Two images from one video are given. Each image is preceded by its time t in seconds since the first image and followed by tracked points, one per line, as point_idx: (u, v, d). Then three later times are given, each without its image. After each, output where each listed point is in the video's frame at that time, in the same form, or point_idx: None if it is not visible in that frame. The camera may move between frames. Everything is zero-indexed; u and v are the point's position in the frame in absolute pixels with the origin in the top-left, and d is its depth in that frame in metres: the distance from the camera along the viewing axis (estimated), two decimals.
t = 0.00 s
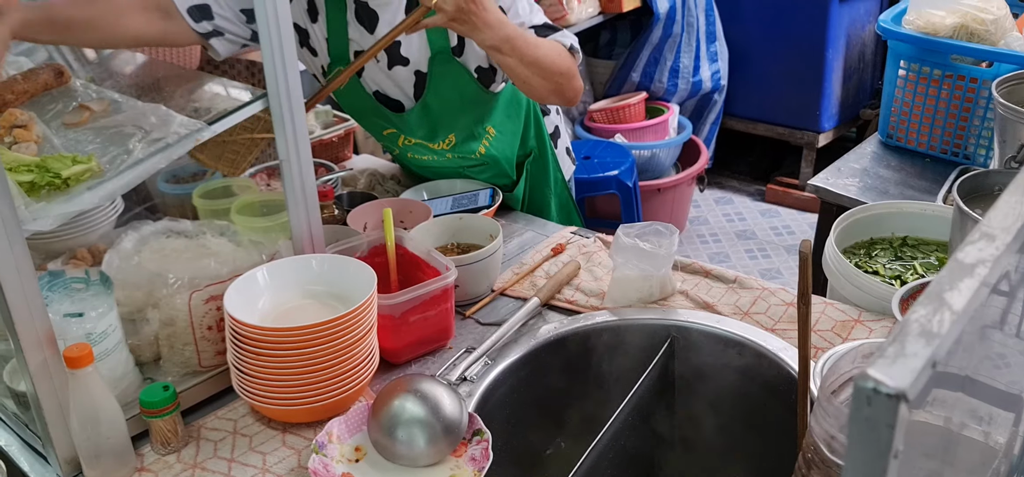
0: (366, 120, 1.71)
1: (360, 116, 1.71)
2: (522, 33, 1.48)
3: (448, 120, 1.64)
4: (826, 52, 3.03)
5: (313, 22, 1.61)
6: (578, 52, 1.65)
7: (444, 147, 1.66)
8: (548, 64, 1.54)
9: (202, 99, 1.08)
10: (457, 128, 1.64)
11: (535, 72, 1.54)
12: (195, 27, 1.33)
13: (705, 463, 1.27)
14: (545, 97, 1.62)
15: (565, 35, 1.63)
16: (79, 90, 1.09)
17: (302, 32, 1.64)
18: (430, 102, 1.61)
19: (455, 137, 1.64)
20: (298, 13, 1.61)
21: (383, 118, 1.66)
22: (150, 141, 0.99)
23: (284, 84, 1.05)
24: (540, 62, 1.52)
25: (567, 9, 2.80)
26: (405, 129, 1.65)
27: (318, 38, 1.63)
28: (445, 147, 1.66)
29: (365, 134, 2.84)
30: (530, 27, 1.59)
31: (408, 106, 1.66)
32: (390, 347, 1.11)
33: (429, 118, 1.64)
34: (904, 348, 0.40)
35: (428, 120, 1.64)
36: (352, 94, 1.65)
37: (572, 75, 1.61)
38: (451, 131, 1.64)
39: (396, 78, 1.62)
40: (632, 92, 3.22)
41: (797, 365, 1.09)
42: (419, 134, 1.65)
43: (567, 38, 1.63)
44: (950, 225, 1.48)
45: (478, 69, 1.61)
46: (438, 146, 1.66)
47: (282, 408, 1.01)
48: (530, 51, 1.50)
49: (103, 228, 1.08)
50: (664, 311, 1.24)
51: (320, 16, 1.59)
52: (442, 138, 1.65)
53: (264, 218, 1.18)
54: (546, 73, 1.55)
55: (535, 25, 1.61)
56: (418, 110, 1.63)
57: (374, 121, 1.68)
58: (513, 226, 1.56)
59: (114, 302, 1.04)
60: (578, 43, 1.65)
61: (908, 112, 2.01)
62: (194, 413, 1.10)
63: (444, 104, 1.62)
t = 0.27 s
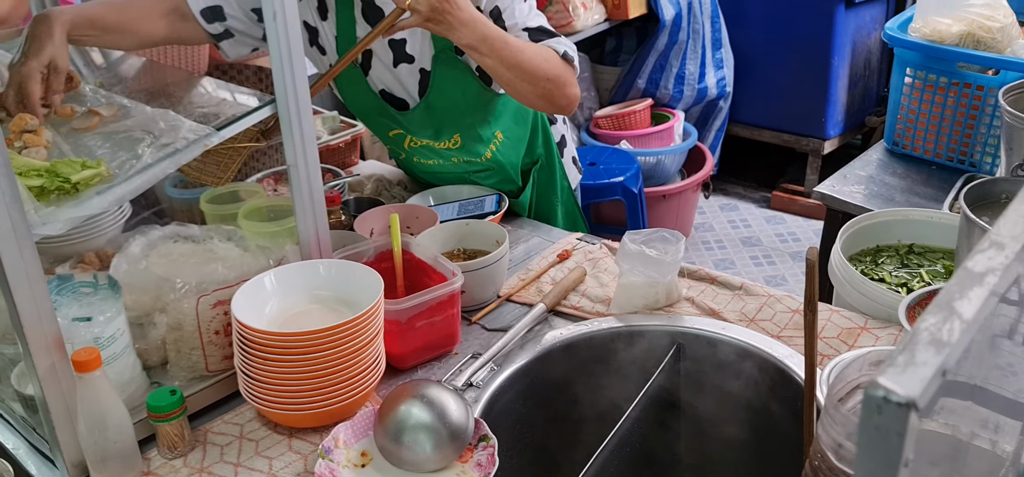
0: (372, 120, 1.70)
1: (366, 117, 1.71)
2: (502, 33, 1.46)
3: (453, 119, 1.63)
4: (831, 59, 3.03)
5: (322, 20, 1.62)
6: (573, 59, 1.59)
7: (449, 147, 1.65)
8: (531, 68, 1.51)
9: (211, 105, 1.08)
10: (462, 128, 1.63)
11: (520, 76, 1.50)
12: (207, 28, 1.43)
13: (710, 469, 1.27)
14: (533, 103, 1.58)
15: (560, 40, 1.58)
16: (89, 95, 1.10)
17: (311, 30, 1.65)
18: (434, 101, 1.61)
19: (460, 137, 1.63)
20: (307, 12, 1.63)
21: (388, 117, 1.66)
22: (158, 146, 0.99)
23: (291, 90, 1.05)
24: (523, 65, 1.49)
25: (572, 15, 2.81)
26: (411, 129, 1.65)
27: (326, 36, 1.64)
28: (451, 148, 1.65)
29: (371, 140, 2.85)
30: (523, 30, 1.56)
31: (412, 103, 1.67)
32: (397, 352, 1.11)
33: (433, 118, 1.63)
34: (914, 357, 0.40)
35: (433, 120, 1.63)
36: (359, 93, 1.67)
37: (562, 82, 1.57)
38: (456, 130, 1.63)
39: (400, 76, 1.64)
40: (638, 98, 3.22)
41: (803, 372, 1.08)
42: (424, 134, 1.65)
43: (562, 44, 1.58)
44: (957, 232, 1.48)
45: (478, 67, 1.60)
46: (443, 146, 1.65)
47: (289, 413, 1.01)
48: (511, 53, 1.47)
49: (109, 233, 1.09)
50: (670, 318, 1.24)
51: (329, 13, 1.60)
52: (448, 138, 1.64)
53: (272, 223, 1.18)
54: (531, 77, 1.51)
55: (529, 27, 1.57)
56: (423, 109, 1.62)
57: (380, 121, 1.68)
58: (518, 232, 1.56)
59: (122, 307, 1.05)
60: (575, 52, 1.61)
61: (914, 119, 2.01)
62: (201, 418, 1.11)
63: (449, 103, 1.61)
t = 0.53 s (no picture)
0: (385, 111, 1.69)
1: (379, 108, 1.69)
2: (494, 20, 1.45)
3: (465, 111, 1.60)
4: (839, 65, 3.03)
5: (342, 10, 1.63)
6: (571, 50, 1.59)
7: (461, 139, 1.63)
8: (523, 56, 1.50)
9: (221, 109, 1.09)
10: (474, 120, 1.61)
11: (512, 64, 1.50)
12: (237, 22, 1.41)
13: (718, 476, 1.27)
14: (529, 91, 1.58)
15: (559, 32, 1.59)
16: (100, 98, 1.10)
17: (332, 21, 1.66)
18: (444, 92, 1.58)
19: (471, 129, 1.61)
20: (327, 2, 1.63)
21: (401, 109, 1.64)
22: (169, 150, 0.99)
23: (302, 92, 1.06)
24: (516, 54, 1.49)
25: (581, 21, 2.81)
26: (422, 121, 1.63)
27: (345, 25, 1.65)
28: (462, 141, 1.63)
29: (379, 145, 2.86)
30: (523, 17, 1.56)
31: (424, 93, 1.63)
32: (405, 357, 1.11)
33: (445, 110, 1.60)
34: (929, 363, 0.40)
35: (444, 113, 1.61)
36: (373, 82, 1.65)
37: (557, 70, 1.56)
38: (468, 122, 1.61)
39: (414, 64, 1.63)
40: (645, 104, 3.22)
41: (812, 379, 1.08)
42: (436, 126, 1.62)
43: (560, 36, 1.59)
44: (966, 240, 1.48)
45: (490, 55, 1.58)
46: (455, 139, 1.63)
47: (298, 416, 1.01)
48: (504, 41, 1.46)
49: (120, 236, 1.09)
50: (679, 324, 1.24)
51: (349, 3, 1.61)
52: (460, 130, 1.62)
53: (280, 226, 1.19)
54: (524, 65, 1.51)
55: (531, 16, 1.57)
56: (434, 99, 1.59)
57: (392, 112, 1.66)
58: (526, 237, 1.56)
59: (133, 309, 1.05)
60: (574, 42, 1.61)
61: (923, 126, 2.01)
62: (210, 421, 1.11)
63: (461, 95, 1.59)
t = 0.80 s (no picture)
0: (399, 110, 1.68)
1: (394, 107, 1.68)
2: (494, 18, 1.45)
3: (478, 108, 1.60)
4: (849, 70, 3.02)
5: (361, 11, 1.64)
6: (576, 46, 1.57)
7: (474, 136, 1.62)
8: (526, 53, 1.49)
9: (231, 113, 1.09)
10: (486, 116, 1.60)
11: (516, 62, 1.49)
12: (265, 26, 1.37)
13: None
14: (531, 87, 1.56)
15: (568, 28, 1.57)
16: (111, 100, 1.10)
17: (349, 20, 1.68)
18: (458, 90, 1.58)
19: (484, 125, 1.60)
20: (347, 3, 1.65)
21: (414, 107, 1.64)
22: (179, 152, 1.00)
23: (312, 94, 1.06)
24: (518, 52, 1.48)
25: (590, 26, 2.82)
26: (435, 120, 1.62)
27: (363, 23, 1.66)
28: (475, 139, 1.62)
29: (388, 148, 2.86)
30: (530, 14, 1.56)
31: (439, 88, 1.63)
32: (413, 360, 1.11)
33: (457, 107, 1.60)
34: (941, 371, 0.40)
35: (456, 110, 1.60)
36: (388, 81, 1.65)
37: (561, 66, 1.55)
38: (481, 118, 1.60)
39: (431, 62, 1.62)
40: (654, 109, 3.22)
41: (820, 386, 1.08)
42: (448, 124, 1.61)
43: (568, 31, 1.57)
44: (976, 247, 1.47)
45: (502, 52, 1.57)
46: (467, 136, 1.62)
47: (306, 419, 1.01)
48: (504, 40, 1.46)
49: (131, 237, 1.11)
50: (686, 329, 1.23)
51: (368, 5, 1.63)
52: (473, 128, 1.61)
53: (289, 229, 1.20)
54: (528, 62, 1.50)
55: (539, 12, 1.57)
56: (447, 96, 1.59)
57: (407, 111, 1.66)
58: (534, 241, 1.56)
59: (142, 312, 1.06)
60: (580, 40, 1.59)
61: (933, 132, 2.00)
62: (218, 423, 1.11)
63: (475, 92, 1.58)
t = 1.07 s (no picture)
0: (411, 110, 1.68)
1: (406, 106, 1.69)
2: (510, 3, 1.45)
3: (490, 106, 1.59)
4: (858, 76, 3.01)
5: (372, 12, 1.66)
6: (590, 40, 1.58)
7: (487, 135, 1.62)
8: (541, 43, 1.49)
9: (240, 116, 1.10)
10: (498, 114, 1.59)
11: (533, 48, 1.49)
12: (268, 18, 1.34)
13: None
14: (545, 76, 1.56)
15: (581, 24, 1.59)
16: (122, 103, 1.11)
17: (360, 21, 1.69)
18: (470, 88, 1.58)
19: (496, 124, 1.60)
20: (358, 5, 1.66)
21: (426, 106, 1.64)
22: (190, 156, 1.00)
23: (321, 97, 1.07)
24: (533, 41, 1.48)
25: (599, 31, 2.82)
26: (447, 119, 1.62)
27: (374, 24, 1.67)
28: (486, 139, 1.62)
29: (396, 152, 2.87)
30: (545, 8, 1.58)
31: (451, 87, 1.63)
32: (420, 364, 1.12)
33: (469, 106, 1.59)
34: (949, 377, 0.40)
35: (468, 109, 1.60)
36: (401, 81, 1.65)
37: (575, 57, 1.55)
38: (492, 117, 1.60)
39: (444, 61, 1.62)
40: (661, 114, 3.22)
41: (828, 392, 1.08)
42: (460, 122, 1.61)
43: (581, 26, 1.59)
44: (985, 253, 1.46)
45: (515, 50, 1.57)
46: (478, 135, 1.62)
47: (314, 421, 1.02)
48: (521, 23, 1.46)
49: (138, 240, 1.08)
50: (693, 334, 1.23)
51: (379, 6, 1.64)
52: (484, 126, 1.61)
53: (297, 233, 1.20)
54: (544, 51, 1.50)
55: (552, 7, 1.59)
56: (459, 94, 1.58)
57: (420, 110, 1.66)
58: (542, 246, 1.56)
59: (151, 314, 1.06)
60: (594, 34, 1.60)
61: (942, 139, 2.00)
62: (226, 425, 1.12)
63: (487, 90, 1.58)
